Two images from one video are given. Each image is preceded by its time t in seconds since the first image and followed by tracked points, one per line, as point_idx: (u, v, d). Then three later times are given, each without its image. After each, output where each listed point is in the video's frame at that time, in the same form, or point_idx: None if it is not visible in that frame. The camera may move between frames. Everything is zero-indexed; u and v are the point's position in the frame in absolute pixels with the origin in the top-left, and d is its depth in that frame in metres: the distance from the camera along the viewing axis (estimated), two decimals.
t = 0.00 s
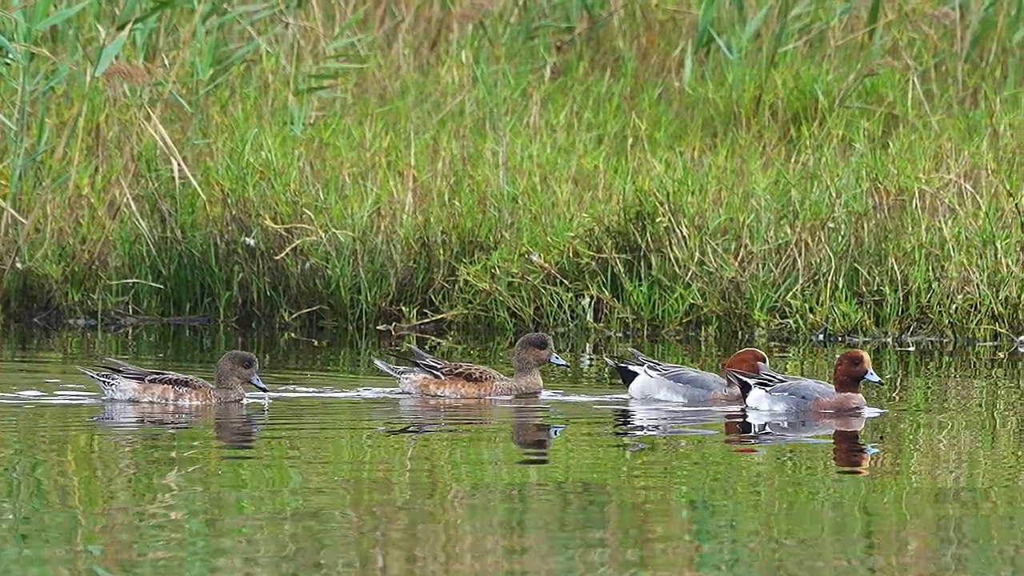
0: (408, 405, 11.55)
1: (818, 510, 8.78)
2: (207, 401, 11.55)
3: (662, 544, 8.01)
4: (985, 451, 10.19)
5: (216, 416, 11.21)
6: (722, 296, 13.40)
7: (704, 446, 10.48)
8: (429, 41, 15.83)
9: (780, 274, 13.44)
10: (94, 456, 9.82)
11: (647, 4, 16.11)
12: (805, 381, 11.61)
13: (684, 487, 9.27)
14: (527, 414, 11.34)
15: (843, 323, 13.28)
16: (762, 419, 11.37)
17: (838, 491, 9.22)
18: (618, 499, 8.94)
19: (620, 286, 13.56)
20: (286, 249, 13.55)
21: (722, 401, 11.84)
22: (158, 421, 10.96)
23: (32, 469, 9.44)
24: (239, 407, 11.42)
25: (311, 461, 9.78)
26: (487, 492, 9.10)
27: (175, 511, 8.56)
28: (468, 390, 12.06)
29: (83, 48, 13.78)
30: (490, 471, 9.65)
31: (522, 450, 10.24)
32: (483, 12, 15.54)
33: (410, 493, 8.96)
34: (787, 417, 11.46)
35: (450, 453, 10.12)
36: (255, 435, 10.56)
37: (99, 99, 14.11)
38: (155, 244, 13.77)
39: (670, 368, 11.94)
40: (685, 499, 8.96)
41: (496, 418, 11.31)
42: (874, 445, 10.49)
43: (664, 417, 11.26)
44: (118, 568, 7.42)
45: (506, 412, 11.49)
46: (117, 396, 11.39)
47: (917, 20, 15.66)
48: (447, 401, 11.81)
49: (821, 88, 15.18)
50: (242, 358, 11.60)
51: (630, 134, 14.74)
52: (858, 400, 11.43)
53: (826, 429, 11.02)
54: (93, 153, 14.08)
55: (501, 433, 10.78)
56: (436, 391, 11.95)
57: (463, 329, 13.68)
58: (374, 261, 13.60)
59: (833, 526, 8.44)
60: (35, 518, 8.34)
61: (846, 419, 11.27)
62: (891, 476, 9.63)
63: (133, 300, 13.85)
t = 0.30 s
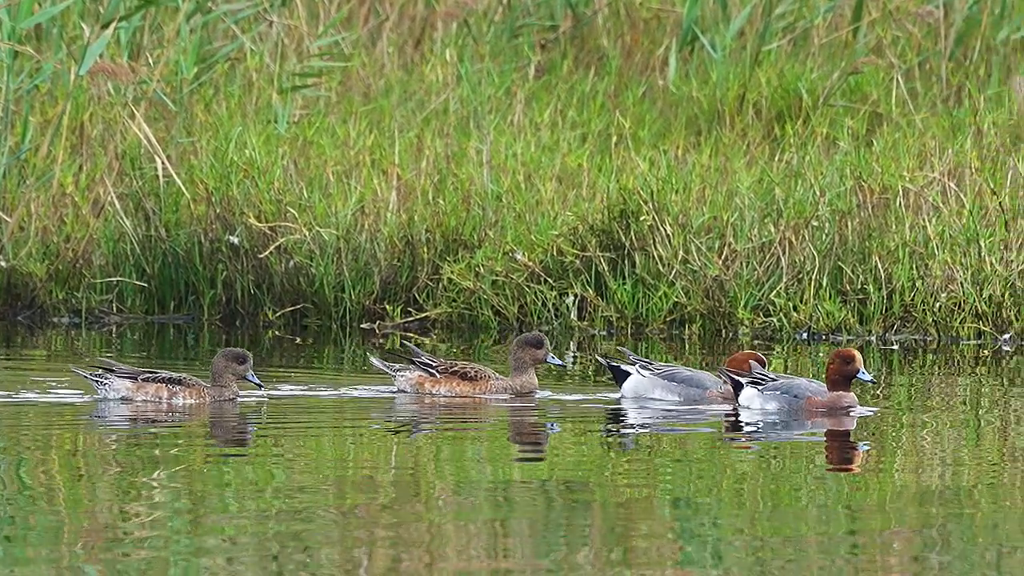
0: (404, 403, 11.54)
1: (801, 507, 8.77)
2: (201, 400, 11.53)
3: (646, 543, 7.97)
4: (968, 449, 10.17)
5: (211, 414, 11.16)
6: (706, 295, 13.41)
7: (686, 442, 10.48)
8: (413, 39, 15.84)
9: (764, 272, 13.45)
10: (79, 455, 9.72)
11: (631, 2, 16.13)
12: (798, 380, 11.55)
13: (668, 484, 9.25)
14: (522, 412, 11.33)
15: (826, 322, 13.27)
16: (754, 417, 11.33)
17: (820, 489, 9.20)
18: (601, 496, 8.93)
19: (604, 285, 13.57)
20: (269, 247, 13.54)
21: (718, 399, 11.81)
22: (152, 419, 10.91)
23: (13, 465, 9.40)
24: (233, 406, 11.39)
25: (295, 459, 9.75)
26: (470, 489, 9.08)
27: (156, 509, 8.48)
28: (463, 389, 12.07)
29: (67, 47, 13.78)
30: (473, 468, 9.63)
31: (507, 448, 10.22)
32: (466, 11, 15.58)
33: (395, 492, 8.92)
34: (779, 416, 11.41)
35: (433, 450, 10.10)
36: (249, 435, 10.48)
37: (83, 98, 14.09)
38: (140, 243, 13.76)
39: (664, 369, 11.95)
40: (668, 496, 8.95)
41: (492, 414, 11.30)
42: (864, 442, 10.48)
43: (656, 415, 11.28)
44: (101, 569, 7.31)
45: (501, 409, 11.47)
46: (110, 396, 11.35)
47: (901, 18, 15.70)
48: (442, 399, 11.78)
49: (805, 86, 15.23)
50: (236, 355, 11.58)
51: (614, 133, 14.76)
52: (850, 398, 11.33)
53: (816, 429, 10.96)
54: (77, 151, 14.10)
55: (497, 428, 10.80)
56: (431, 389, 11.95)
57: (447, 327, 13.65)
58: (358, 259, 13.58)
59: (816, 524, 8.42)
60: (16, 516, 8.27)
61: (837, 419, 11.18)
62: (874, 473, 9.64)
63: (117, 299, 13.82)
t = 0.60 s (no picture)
0: (401, 396, 11.51)
1: (785, 499, 8.76)
2: (197, 393, 11.46)
3: (631, 534, 7.95)
4: (952, 441, 10.16)
5: (208, 408, 11.10)
6: (691, 288, 13.40)
7: (670, 433, 10.49)
8: (398, 33, 15.83)
9: (749, 266, 13.45)
10: (66, 449, 9.65)
11: None
12: (792, 373, 11.52)
13: (653, 476, 9.23)
14: (519, 406, 11.28)
15: (812, 315, 13.27)
16: (748, 412, 11.25)
17: (804, 482, 9.18)
18: (585, 489, 8.91)
19: (589, 278, 13.56)
20: (254, 241, 13.56)
21: (717, 393, 11.74)
22: (147, 411, 10.88)
23: None
24: (230, 400, 11.33)
25: (285, 452, 9.75)
26: (454, 482, 9.06)
27: (141, 503, 8.40)
28: (461, 383, 12.03)
29: (52, 40, 13.79)
30: (458, 461, 9.60)
31: (492, 441, 10.20)
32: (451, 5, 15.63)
33: (381, 485, 8.88)
34: (773, 409, 11.37)
35: (418, 443, 10.07)
36: (245, 430, 10.38)
37: (68, 91, 14.10)
38: (125, 237, 13.76)
39: (661, 362, 11.84)
40: (654, 488, 8.94)
41: (489, 408, 11.25)
42: (860, 433, 10.53)
43: (654, 410, 11.19)
44: (87, 565, 7.20)
45: (499, 403, 11.44)
46: (106, 389, 11.33)
47: (886, 12, 15.73)
48: (439, 393, 11.75)
49: (790, 79, 15.29)
50: (232, 348, 11.57)
51: (599, 126, 14.77)
52: (844, 392, 11.35)
53: (811, 421, 11.00)
54: (62, 145, 14.10)
55: (496, 423, 10.76)
56: (429, 382, 11.93)
57: (432, 321, 13.65)
58: (343, 253, 13.61)
59: (802, 516, 8.39)
60: None
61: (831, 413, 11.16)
62: (858, 465, 9.63)
63: (102, 293, 13.81)
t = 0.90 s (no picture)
0: (407, 393, 11.48)
1: (781, 494, 8.75)
2: (201, 389, 11.46)
3: (626, 530, 7.94)
4: (947, 437, 10.15)
5: (213, 404, 11.10)
6: (686, 284, 13.39)
7: (664, 428, 10.49)
8: (393, 28, 15.79)
9: (745, 261, 13.43)
10: (62, 445, 9.66)
11: None
12: (795, 370, 11.46)
13: (648, 472, 9.23)
14: (525, 402, 11.26)
15: (807, 311, 13.27)
16: (751, 407, 11.21)
17: (799, 478, 9.17)
18: (580, 485, 8.91)
19: (584, 274, 13.54)
20: (249, 236, 13.57)
21: (724, 389, 11.74)
22: (151, 408, 10.86)
23: None
24: (234, 397, 11.33)
25: (279, 447, 9.77)
26: (449, 477, 9.05)
27: (135, 500, 8.36)
28: (468, 379, 11.98)
29: (47, 36, 13.84)
30: (452, 457, 9.59)
31: (487, 437, 10.20)
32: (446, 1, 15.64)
33: (376, 482, 8.87)
34: (776, 406, 11.31)
35: (413, 439, 10.06)
36: (253, 426, 10.41)
37: (63, 87, 14.13)
38: (120, 232, 13.77)
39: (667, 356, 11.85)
40: (649, 483, 8.93)
41: (495, 405, 11.21)
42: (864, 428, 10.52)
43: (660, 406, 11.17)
44: (82, 563, 7.18)
45: (504, 399, 11.41)
46: (110, 385, 11.25)
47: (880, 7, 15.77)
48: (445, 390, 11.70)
49: (785, 75, 15.32)
50: (239, 347, 11.51)
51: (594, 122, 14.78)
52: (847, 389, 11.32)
53: (814, 418, 10.94)
54: (57, 140, 14.07)
55: (502, 420, 10.71)
56: (435, 379, 11.89)
57: (427, 317, 13.67)
58: (338, 249, 13.60)
59: (796, 512, 8.39)
60: None
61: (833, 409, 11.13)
62: (852, 460, 9.62)
63: (98, 288, 13.86)
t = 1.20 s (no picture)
0: (412, 396, 11.44)
1: (773, 496, 8.76)
2: (204, 392, 11.42)
3: (618, 532, 7.95)
4: (940, 439, 10.16)
5: (215, 407, 11.07)
6: (679, 286, 13.40)
7: (657, 430, 10.49)
8: (386, 30, 15.83)
9: (737, 263, 13.44)
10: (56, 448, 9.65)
11: None
12: (796, 372, 11.44)
13: (640, 474, 9.24)
14: (530, 404, 11.24)
15: (800, 313, 13.28)
16: (752, 411, 11.20)
17: (791, 480, 9.18)
18: (572, 487, 8.91)
19: (577, 276, 13.54)
20: (242, 238, 13.56)
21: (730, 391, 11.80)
22: (153, 410, 10.84)
23: None
24: (237, 400, 11.31)
25: (272, 449, 9.78)
26: (442, 479, 9.06)
27: (127, 504, 8.34)
28: (472, 382, 11.97)
29: (39, 39, 13.96)
30: (444, 458, 9.59)
31: (479, 439, 10.21)
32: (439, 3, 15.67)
33: (368, 483, 8.88)
34: (777, 409, 11.30)
35: (405, 441, 10.07)
36: (259, 428, 10.41)
37: (55, 89, 14.15)
38: (112, 234, 13.77)
39: (672, 357, 11.86)
40: (643, 486, 8.93)
41: (499, 407, 11.20)
42: (864, 429, 10.53)
43: (664, 407, 11.18)
44: (75, 565, 7.19)
45: (508, 401, 11.39)
46: (111, 386, 11.28)
47: (873, 9, 15.80)
48: (450, 392, 11.67)
49: (778, 76, 15.34)
50: (243, 351, 11.50)
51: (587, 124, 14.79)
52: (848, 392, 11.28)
53: (814, 421, 10.92)
54: (50, 142, 14.11)
55: (507, 422, 10.70)
56: (440, 382, 11.84)
57: (420, 319, 13.66)
58: (331, 250, 13.61)
59: (789, 514, 8.40)
60: None
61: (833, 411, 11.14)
62: (844, 463, 9.63)
63: (91, 290, 13.83)
